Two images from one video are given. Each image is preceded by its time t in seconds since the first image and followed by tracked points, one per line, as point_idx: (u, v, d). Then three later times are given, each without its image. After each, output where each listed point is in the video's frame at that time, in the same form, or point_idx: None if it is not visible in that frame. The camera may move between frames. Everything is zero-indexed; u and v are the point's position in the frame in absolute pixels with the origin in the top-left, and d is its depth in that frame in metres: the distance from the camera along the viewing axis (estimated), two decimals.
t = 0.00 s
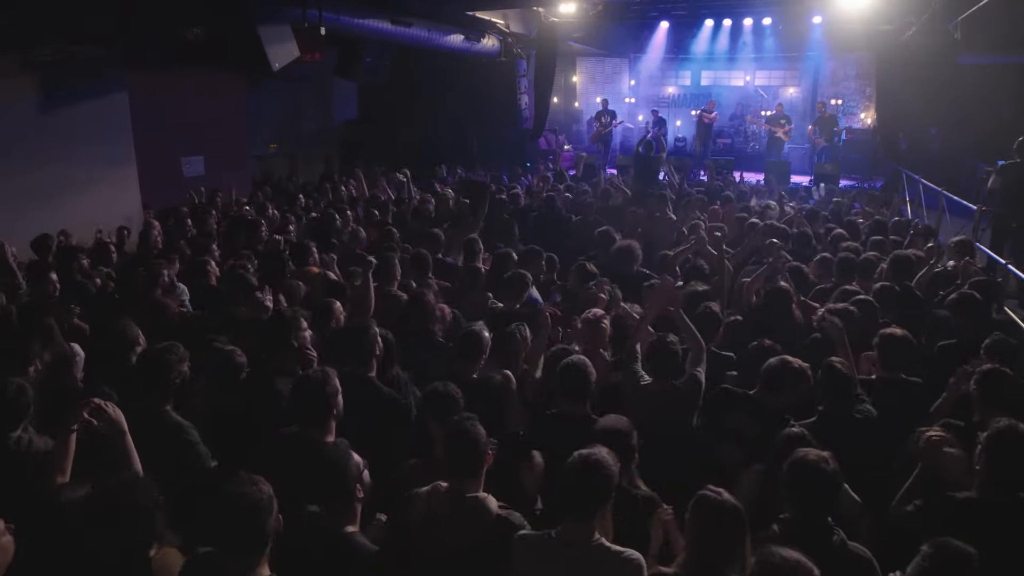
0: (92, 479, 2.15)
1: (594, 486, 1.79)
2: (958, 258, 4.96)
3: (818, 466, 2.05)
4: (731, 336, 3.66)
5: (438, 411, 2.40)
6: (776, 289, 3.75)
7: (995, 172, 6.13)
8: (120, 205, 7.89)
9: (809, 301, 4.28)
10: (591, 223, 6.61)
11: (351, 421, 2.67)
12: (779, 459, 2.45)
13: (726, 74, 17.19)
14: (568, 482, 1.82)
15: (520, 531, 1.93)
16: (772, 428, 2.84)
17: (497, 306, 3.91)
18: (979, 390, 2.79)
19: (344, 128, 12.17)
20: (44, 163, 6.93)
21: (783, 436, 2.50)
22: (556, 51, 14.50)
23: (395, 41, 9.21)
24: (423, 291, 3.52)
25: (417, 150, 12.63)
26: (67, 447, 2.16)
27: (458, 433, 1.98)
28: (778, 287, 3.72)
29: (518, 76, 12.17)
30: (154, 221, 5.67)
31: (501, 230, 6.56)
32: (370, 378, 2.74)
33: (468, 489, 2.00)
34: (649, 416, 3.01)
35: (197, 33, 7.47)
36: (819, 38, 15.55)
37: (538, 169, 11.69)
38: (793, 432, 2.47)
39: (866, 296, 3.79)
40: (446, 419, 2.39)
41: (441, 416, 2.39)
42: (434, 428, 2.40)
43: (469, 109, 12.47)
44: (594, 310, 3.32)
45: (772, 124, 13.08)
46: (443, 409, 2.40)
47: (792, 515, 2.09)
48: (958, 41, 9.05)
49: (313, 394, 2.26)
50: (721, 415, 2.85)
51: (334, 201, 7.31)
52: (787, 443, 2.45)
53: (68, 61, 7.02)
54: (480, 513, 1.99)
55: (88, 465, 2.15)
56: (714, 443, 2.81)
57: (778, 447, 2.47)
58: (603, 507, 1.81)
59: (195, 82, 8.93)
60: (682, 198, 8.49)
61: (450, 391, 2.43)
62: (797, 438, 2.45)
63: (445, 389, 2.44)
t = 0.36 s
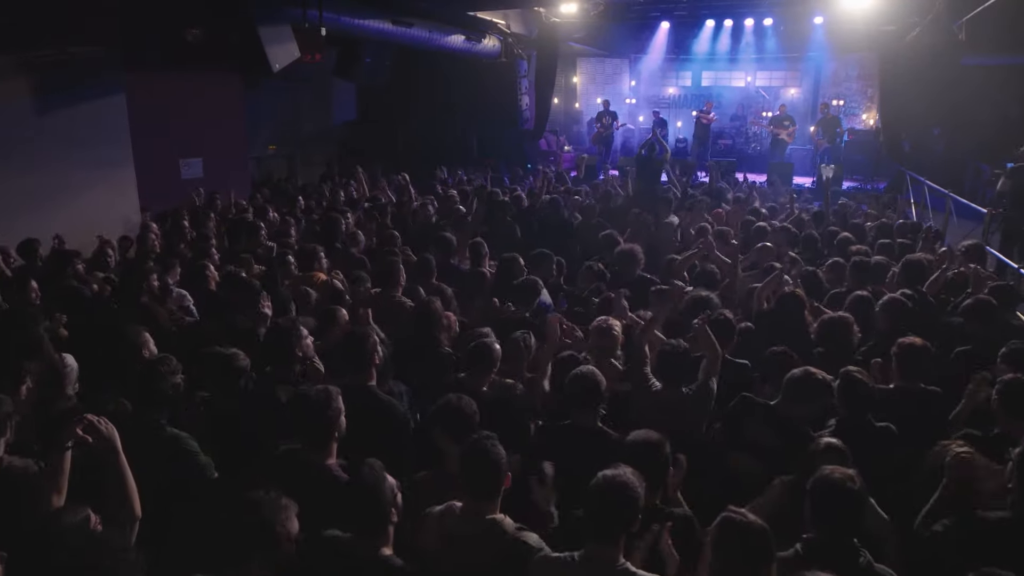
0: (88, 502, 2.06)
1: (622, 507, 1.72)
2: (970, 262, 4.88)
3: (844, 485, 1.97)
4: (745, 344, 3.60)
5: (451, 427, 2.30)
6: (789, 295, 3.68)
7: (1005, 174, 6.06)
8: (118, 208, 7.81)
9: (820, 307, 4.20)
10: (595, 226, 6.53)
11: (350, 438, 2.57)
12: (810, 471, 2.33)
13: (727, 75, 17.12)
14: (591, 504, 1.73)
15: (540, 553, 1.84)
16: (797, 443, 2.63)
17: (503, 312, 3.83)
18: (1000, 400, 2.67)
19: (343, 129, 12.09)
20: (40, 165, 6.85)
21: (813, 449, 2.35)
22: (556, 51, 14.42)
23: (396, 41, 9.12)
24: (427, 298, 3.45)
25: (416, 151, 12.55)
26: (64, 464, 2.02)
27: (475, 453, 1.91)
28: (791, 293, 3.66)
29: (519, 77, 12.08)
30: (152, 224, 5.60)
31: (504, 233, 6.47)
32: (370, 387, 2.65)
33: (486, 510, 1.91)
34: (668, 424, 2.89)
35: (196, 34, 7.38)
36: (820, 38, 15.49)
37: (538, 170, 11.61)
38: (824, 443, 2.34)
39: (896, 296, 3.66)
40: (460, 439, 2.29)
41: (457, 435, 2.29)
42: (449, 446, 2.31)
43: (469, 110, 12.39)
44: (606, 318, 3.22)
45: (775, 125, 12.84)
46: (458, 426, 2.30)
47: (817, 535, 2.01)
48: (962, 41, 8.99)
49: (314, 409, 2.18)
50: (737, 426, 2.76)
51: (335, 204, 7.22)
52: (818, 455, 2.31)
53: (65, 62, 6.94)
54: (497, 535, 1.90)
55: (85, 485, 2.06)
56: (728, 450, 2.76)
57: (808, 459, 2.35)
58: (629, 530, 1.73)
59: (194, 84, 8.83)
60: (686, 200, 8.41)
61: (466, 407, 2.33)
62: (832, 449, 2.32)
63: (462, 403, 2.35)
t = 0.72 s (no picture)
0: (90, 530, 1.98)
1: (650, 537, 1.66)
2: (981, 266, 4.81)
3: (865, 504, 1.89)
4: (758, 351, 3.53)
5: (445, 436, 2.22)
6: (802, 300, 3.62)
7: (1015, 176, 6.00)
8: (115, 211, 7.73)
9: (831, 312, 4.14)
10: (598, 228, 6.45)
11: (360, 462, 2.45)
12: (834, 484, 2.20)
13: (727, 75, 17.07)
14: (617, 532, 1.68)
15: None
16: (814, 455, 2.55)
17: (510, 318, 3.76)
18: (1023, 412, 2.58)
19: (342, 130, 12.01)
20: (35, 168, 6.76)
21: (838, 460, 2.24)
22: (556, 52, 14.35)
23: (396, 42, 9.04)
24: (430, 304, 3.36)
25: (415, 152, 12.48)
26: (69, 487, 2.03)
27: (497, 473, 1.88)
28: (803, 299, 3.59)
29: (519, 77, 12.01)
30: (149, 227, 5.52)
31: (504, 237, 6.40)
32: (376, 401, 2.58)
33: (503, 535, 1.87)
34: (682, 438, 2.84)
35: (194, 34, 7.29)
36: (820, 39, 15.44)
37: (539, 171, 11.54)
38: (849, 457, 2.20)
39: (918, 304, 3.59)
40: (459, 452, 2.22)
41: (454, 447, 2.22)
42: (448, 459, 2.24)
43: (469, 110, 12.32)
44: (616, 324, 3.14)
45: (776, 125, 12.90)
46: (452, 436, 2.21)
47: (837, 556, 1.93)
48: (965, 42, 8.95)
49: (321, 429, 2.09)
50: (751, 440, 2.65)
51: (335, 207, 7.14)
52: (842, 469, 2.18)
53: (61, 63, 6.85)
54: (515, 562, 1.85)
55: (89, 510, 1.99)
56: (746, 464, 2.64)
57: (832, 472, 2.22)
58: (657, 556, 1.67)
59: (192, 85, 8.76)
60: (690, 202, 8.35)
61: (459, 418, 2.23)
62: (858, 463, 2.18)
63: (457, 416, 2.24)
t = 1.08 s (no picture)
0: None
1: (678, 567, 1.58)
2: (992, 269, 4.74)
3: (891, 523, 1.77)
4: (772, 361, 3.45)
5: (437, 453, 2.10)
6: (814, 307, 3.50)
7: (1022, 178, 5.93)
8: (110, 213, 7.63)
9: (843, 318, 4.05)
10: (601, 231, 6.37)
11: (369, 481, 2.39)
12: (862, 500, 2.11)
13: (726, 75, 17.02)
14: (637, 559, 1.60)
15: None
16: (826, 462, 2.51)
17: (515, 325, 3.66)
18: None
19: (339, 131, 11.90)
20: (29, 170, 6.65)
21: (868, 476, 2.14)
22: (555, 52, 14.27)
23: (396, 41, 8.95)
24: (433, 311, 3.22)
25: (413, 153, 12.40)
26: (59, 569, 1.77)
27: (513, 495, 1.81)
28: (817, 305, 3.48)
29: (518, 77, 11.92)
30: (144, 230, 5.42)
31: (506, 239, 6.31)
32: (384, 415, 2.49)
33: (519, 559, 1.79)
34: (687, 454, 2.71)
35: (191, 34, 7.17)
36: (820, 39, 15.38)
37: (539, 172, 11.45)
38: (878, 472, 2.11)
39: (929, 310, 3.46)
40: (452, 469, 2.12)
41: (442, 465, 2.10)
42: (436, 478, 2.12)
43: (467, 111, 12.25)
44: (627, 332, 3.03)
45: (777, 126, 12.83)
46: (444, 452, 2.10)
47: None
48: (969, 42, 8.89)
49: (328, 449, 2.02)
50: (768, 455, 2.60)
51: (334, 209, 7.05)
52: (871, 484, 2.09)
53: (56, 64, 6.74)
54: None
55: None
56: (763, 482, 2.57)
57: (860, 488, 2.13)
58: None
59: (188, 85, 8.65)
60: (693, 204, 8.27)
61: (449, 437, 2.11)
62: (888, 478, 2.09)
63: (446, 431, 2.13)
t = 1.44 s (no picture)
0: None
1: None
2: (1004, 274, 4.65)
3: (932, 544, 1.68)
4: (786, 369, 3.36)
5: (436, 473, 2.00)
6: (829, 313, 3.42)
7: None
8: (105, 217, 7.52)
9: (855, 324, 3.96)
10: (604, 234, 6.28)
11: (381, 497, 2.29)
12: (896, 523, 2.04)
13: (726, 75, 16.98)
14: None
15: None
16: (844, 474, 2.48)
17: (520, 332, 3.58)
18: None
19: (337, 132, 11.80)
20: (23, 173, 6.55)
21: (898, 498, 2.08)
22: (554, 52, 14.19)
23: (395, 41, 8.85)
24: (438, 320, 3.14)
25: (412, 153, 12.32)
26: None
27: (528, 515, 1.71)
28: (831, 311, 3.40)
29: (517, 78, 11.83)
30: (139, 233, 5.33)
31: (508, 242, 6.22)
32: (394, 429, 2.43)
33: None
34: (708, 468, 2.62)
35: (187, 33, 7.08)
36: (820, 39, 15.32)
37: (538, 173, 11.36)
38: (911, 495, 2.05)
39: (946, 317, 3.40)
40: (453, 489, 2.00)
41: (442, 486, 1.99)
42: (434, 497, 2.02)
43: (466, 111, 12.17)
44: (637, 341, 2.96)
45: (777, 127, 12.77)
46: (444, 472, 1.99)
47: None
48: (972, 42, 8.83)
49: (338, 467, 1.99)
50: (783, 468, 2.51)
51: (333, 212, 6.95)
52: (904, 509, 2.03)
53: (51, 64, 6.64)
54: None
55: None
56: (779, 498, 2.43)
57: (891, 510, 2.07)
58: None
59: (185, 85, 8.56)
60: (696, 206, 8.19)
61: (447, 449, 2.03)
62: (921, 501, 2.03)
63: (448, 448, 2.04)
